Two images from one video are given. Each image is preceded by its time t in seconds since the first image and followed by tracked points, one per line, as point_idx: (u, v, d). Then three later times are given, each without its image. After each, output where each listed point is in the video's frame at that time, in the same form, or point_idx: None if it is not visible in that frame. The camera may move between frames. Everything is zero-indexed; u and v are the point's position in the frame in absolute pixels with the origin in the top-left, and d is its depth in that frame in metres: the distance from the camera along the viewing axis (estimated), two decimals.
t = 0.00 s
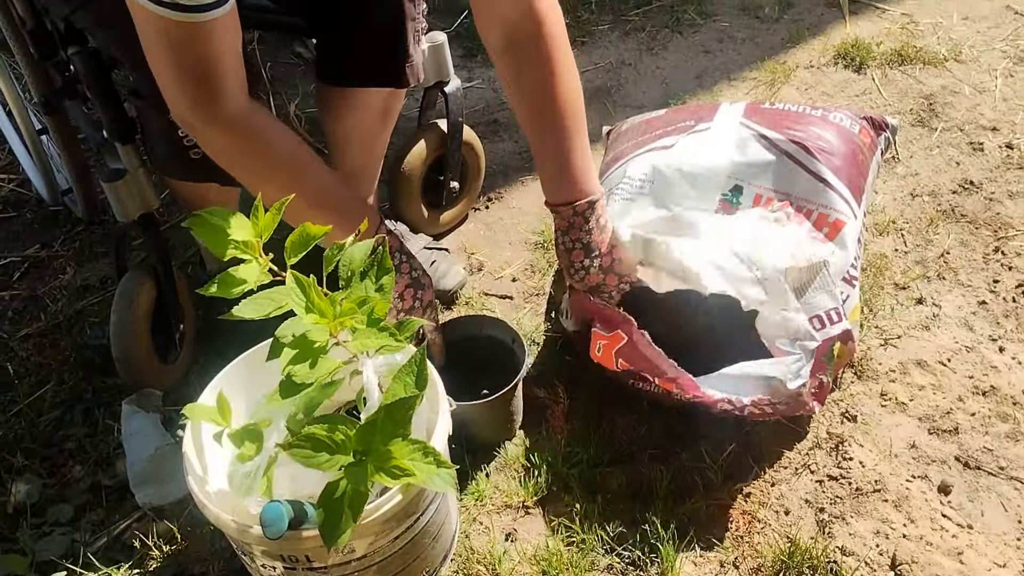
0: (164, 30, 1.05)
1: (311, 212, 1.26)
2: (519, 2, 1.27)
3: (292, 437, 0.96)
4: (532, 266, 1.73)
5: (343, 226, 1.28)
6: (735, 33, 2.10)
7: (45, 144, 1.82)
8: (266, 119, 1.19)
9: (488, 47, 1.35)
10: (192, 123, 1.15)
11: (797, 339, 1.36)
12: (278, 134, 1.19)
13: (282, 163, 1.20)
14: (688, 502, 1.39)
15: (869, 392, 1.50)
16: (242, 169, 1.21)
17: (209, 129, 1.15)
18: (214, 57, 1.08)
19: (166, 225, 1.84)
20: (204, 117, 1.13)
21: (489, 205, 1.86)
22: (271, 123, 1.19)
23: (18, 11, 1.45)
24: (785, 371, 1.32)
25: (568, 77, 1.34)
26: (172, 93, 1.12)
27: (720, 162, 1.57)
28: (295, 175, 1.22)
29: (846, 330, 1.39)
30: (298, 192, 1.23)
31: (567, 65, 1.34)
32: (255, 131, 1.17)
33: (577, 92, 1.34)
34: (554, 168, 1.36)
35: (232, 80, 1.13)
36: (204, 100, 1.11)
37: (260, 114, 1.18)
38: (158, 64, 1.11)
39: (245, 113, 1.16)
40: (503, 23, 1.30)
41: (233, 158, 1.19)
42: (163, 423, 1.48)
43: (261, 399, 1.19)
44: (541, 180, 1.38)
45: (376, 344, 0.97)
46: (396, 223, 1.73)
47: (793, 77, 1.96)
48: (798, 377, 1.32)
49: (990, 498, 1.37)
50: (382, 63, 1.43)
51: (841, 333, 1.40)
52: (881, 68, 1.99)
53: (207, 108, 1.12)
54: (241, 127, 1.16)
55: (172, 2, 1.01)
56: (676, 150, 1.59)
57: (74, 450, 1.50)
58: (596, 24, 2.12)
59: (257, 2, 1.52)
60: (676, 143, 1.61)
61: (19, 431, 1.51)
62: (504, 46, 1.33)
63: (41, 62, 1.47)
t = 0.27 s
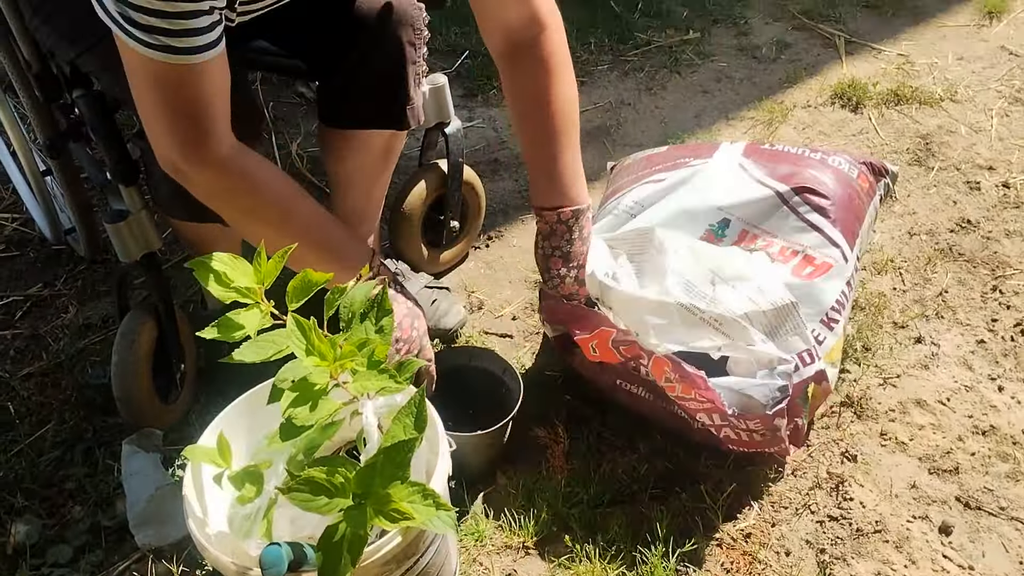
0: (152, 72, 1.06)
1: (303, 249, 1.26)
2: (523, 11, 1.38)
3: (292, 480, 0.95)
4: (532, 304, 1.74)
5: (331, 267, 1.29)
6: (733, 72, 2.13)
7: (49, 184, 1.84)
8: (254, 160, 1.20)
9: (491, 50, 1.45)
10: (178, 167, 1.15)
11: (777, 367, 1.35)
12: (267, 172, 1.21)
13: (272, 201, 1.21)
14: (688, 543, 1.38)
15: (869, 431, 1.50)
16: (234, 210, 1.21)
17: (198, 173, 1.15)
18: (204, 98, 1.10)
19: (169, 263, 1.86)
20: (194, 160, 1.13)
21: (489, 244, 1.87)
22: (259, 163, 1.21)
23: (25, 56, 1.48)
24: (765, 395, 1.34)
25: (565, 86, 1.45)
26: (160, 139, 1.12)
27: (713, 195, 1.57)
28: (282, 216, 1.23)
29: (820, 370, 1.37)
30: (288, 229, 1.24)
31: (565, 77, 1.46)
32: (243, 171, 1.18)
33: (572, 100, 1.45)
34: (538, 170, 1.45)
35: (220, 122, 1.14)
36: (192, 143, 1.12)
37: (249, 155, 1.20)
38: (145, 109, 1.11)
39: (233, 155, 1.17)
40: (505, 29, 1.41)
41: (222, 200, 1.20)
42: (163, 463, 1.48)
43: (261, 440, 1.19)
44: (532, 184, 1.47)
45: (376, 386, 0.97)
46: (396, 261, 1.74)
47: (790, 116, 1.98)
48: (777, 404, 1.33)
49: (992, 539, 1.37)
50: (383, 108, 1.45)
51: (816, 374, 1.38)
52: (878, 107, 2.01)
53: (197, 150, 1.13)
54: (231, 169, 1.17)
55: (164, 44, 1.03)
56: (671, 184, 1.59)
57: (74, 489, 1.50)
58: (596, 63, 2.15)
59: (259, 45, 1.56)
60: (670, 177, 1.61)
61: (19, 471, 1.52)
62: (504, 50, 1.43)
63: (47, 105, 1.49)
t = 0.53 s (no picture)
0: (142, 82, 1.07)
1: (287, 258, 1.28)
2: (505, 10, 1.47)
3: (293, 497, 0.96)
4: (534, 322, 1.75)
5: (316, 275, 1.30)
6: (735, 93, 2.14)
7: (53, 201, 1.85)
8: (239, 169, 1.22)
9: (471, 41, 1.53)
10: (161, 176, 1.17)
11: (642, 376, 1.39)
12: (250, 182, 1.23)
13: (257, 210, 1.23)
14: (689, 562, 1.38)
15: (871, 451, 1.50)
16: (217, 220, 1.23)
17: (182, 181, 1.17)
18: (193, 109, 1.11)
19: (172, 280, 1.86)
20: (178, 170, 1.15)
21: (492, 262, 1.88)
22: (245, 173, 1.23)
23: (31, 74, 1.49)
24: (620, 400, 1.38)
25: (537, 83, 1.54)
26: (145, 147, 1.13)
27: (690, 211, 1.58)
28: (268, 225, 1.24)
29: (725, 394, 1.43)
30: (271, 239, 1.26)
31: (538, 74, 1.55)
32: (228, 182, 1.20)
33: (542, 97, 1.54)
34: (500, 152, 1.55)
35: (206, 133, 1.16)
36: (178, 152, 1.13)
37: (234, 165, 1.22)
38: (131, 118, 1.12)
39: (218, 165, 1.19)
40: (486, 25, 1.49)
41: (205, 210, 1.21)
42: (164, 479, 1.47)
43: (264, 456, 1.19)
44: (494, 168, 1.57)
45: (377, 403, 0.97)
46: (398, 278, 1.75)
47: (792, 137, 1.99)
48: (629, 411, 1.37)
49: (994, 559, 1.36)
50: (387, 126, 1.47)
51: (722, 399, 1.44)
52: (879, 128, 2.03)
53: (182, 159, 1.14)
54: (215, 179, 1.19)
55: (151, 53, 1.04)
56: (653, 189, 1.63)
57: (74, 506, 1.50)
58: (598, 83, 2.16)
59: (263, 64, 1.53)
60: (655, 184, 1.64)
61: (20, 487, 1.51)
62: (485, 43, 1.51)
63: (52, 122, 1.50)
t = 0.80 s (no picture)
0: (152, 83, 1.05)
1: (328, 242, 1.18)
2: None
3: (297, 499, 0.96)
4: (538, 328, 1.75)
5: (355, 266, 1.21)
6: (740, 102, 2.15)
7: (61, 204, 1.86)
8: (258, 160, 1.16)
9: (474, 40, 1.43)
10: (181, 181, 1.12)
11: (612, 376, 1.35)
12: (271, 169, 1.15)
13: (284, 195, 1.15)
14: (691, 569, 1.38)
15: (874, 459, 1.50)
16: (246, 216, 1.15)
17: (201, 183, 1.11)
18: (207, 107, 1.09)
19: (178, 283, 1.87)
20: (195, 171, 1.10)
21: (497, 267, 1.88)
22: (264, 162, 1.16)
23: (42, 77, 1.50)
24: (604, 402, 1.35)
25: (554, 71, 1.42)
26: (162, 154, 1.10)
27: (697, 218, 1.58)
28: (296, 215, 1.16)
29: (740, 404, 1.44)
30: (307, 224, 1.16)
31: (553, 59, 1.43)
32: (248, 174, 1.13)
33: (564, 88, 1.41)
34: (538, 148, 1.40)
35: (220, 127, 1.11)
36: (194, 152, 1.09)
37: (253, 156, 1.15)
38: (147, 128, 1.09)
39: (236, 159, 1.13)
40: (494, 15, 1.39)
41: (230, 208, 1.14)
42: (168, 481, 1.48)
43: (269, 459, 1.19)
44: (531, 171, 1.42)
45: (382, 406, 0.97)
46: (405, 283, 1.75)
47: (797, 146, 2.00)
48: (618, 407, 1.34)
49: (997, 569, 1.36)
50: (394, 127, 1.49)
51: (734, 408, 1.45)
52: (884, 138, 2.03)
53: (199, 158, 1.09)
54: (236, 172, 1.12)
55: (165, 57, 1.04)
56: (662, 199, 1.62)
57: (79, 507, 1.50)
58: (604, 91, 2.17)
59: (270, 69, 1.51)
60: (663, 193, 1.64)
61: (25, 487, 1.52)
62: (496, 38, 1.41)
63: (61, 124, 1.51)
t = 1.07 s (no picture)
0: (107, 58, 1.05)
1: (273, 214, 1.20)
2: None
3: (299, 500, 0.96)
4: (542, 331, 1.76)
5: (293, 233, 1.23)
6: (746, 106, 2.15)
7: (68, 204, 1.87)
8: (206, 135, 1.17)
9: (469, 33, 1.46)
10: (122, 154, 1.14)
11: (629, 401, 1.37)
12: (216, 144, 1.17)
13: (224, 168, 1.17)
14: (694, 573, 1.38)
15: (878, 465, 1.50)
16: (188, 190, 1.17)
17: (143, 156, 1.13)
18: (157, 82, 1.09)
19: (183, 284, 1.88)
20: (135, 143, 1.12)
21: (501, 270, 1.88)
22: (211, 137, 1.18)
23: (50, 77, 1.50)
24: (609, 422, 1.37)
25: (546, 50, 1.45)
26: (104, 128, 1.12)
27: (703, 224, 1.58)
28: (243, 184, 1.18)
29: (742, 410, 1.44)
30: (249, 194, 1.18)
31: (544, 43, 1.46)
32: (193, 145, 1.15)
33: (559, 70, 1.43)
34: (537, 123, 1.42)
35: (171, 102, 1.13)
36: (135, 126, 1.10)
37: (200, 130, 1.17)
38: (91, 98, 1.10)
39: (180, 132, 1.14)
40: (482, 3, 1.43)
41: (170, 180, 1.16)
42: (172, 481, 1.48)
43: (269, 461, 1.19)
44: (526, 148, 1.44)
45: (385, 407, 0.97)
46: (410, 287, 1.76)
47: (803, 151, 2.00)
48: (619, 433, 1.36)
49: None
50: (396, 131, 1.50)
51: (739, 414, 1.45)
52: (890, 143, 2.03)
53: (139, 130, 1.11)
54: (176, 144, 1.14)
55: (129, 32, 1.02)
56: (669, 202, 1.62)
57: (82, 506, 1.51)
58: (610, 95, 2.18)
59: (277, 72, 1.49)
60: (671, 196, 1.63)
61: (29, 486, 1.52)
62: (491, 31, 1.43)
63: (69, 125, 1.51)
